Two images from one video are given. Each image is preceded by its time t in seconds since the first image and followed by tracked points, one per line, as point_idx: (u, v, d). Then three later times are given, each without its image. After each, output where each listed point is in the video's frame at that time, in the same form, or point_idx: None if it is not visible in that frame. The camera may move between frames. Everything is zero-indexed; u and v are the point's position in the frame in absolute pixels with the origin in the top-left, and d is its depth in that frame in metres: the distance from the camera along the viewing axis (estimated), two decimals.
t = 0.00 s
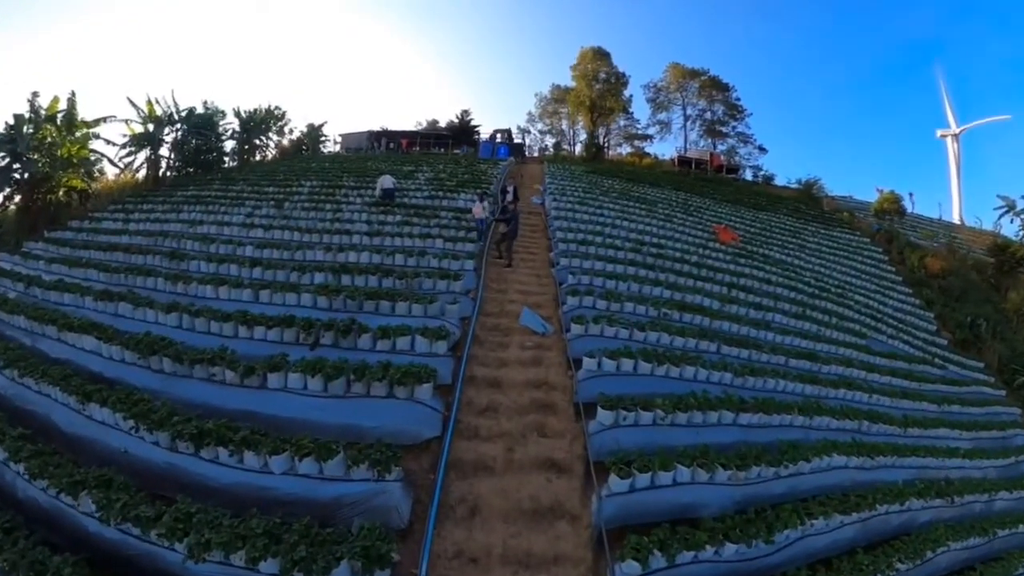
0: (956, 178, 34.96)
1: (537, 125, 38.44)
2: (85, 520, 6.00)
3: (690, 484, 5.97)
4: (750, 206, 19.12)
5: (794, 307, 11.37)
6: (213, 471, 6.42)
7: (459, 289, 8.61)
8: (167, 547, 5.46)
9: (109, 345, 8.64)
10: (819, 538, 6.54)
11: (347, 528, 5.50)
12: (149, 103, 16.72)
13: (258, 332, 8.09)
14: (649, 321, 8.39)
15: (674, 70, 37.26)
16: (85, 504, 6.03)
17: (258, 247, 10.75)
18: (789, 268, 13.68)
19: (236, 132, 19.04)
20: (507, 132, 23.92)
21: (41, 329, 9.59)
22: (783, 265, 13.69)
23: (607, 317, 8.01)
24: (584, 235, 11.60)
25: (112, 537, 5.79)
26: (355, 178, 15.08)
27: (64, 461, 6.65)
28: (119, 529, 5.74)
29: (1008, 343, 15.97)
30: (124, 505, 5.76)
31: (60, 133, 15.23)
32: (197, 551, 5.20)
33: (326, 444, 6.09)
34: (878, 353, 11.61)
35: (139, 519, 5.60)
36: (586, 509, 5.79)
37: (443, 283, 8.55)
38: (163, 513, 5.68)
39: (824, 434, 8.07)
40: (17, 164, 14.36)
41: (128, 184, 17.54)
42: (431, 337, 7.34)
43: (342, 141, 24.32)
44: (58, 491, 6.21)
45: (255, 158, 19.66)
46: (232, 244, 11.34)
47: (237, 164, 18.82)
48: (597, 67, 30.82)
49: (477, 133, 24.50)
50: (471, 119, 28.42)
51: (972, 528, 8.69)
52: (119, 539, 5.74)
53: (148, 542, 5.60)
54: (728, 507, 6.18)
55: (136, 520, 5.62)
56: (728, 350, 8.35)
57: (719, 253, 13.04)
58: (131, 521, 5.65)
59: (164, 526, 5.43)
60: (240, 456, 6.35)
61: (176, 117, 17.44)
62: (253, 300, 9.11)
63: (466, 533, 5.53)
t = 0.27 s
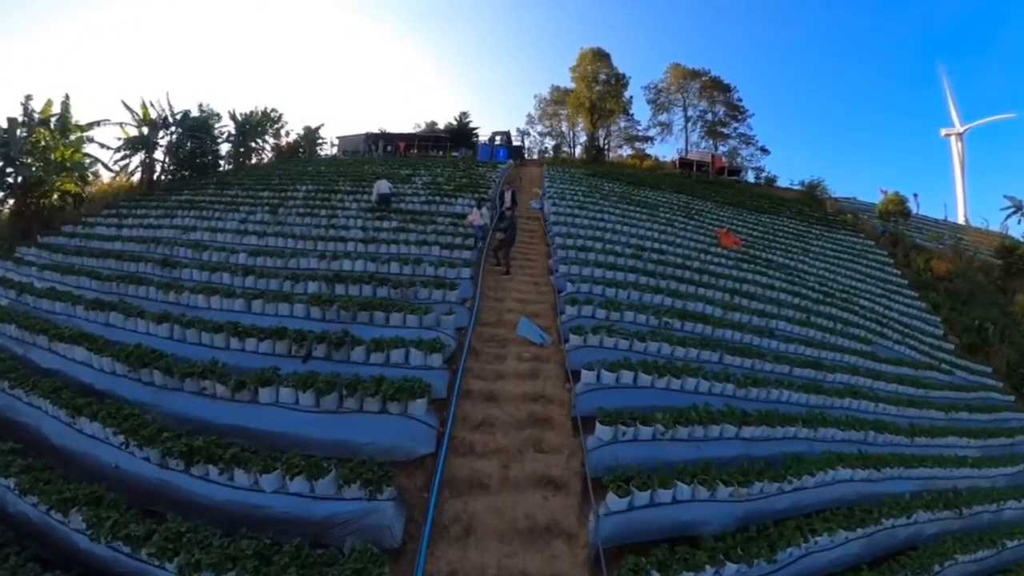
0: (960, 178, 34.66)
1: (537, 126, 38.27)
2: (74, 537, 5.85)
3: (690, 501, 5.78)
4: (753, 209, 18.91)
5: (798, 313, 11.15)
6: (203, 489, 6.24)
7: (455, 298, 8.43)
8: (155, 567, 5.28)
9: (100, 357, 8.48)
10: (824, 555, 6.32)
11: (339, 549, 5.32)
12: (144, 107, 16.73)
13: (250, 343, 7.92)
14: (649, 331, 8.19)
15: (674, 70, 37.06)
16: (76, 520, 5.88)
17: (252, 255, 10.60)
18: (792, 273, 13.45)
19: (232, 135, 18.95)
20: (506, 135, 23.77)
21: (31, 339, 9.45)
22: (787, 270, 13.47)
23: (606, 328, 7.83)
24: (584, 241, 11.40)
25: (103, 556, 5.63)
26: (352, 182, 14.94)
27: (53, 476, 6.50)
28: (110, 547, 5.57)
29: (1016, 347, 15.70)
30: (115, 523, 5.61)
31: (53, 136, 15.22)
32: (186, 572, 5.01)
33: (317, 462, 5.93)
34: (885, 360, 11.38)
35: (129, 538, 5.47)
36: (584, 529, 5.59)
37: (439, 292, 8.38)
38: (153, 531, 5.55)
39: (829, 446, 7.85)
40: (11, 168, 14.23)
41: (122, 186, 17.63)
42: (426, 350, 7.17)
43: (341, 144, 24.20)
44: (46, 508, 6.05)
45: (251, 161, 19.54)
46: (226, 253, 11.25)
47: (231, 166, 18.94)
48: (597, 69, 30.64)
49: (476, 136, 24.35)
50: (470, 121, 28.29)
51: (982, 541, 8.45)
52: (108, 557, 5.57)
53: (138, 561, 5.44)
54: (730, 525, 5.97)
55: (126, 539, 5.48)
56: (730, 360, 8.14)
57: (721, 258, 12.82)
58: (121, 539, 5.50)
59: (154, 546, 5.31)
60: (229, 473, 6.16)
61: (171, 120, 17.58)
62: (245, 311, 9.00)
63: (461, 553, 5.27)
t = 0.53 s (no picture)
0: (964, 177, 34.33)
1: (537, 128, 38.07)
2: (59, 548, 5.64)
3: (691, 515, 5.56)
4: (754, 210, 18.69)
5: (802, 317, 10.92)
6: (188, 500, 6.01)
7: (449, 304, 8.25)
8: None
9: (87, 363, 8.27)
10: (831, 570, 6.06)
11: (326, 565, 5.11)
12: (138, 109, 16.70)
13: (238, 351, 7.79)
14: (648, 337, 7.97)
15: (675, 71, 36.84)
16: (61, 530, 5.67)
17: (244, 260, 10.41)
18: (795, 275, 13.22)
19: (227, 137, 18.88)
20: (504, 136, 23.58)
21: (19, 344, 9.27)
22: (790, 272, 13.23)
23: (604, 333, 7.62)
24: (583, 244, 11.18)
25: (88, 568, 5.42)
26: (347, 184, 14.77)
27: (39, 485, 6.29)
28: (94, 559, 5.37)
29: None
30: (98, 535, 5.41)
31: (47, 138, 14.99)
32: None
33: (305, 474, 5.74)
34: (891, 364, 11.11)
35: (112, 551, 5.25)
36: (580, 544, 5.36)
37: (433, 298, 8.19)
38: (138, 543, 5.34)
39: (834, 454, 7.61)
40: (3, 171, 14.12)
41: (115, 188, 17.61)
42: (418, 358, 6.99)
43: (338, 146, 24.03)
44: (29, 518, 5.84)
45: (246, 163, 19.39)
46: (217, 257, 11.05)
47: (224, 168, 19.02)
48: (596, 69, 30.44)
49: (474, 137, 24.18)
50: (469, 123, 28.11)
51: (994, 551, 8.18)
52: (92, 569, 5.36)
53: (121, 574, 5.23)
54: (733, 539, 5.73)
55: (109, 552, 5.27)
56: (733, 366, 7.90)
57: (723, 260, 12.59)
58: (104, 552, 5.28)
59: (137, 560, 5.07)
60: (215, 484, 5.94)
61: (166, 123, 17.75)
62: (235, 317, 8.92)
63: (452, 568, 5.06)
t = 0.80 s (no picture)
0: (969, 176, 33.96)
1: (537, 128, 37.81)
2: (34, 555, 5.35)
3: (693, 530, 5.25)
4: (757, 210, 18.38)
5: (808, 319, 10.59)
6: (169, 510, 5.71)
7: (441, 307, 7.99)
8: None
9: (71, 366, 7.97)
10: None
11: None
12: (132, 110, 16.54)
13: (222, 355, 7.58)
14: (649, 341, 7.67)
15: (675, 71, 36.56)
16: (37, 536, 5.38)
17: (233, 262, 10.14)
18: (800, 276, 12.90)
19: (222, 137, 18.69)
20: (503, 136, 23.32)
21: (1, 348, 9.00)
22: (794, 273, 12.91)
23: (603, 337, 7.32)
24: (582, 245, 10.88)
25: None
26: (342, 185, 14.52)
27: (16, 490, 5.99)
28: (69, 568, 5.07)
29: None
30: (73, 543, 5.11)
31: (39, 139, 15.01)
32: None
33: (284, 485, 5.42)
34: (900, 367, 10.78)
35: (86, 560, 4.98)
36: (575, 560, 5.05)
37: (425, 301, 7.92)
38: (113, 552, 5.05)
39: (843, 462, 7.29)
40: None
41: (109, 189, 17.36)
42: (408, 363, 6.71)
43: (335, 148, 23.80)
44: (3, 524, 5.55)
45: (242, 164, 19.17)
46: (207, 259, 10.79)
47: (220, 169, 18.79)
48: (596, 69, 30.18)
49: (472, 138, 23.93)
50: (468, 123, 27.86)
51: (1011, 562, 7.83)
52: None
53: None
54: (738, 555, 5.41)
55: (84, 562, 4.98)
56: (737, 371, 7.60)
57: (726, 261, 12.27)
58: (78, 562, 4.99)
59: (110, 571, 4.78)
60: (193, 494, 5.65)
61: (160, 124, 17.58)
62: (222, 320, 8.63)
63: None
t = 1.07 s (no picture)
0: (974, 175, 33.57)
1: (536, 129, 37.53)
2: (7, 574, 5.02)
3: (695, 554, 4.94)
4: (760, 211, 18.06)
5: (814, 324, 10.26)
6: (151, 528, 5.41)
7: (432, 315, 7.71)
8: None
9: (55, 376, 7.64)
10: None
11: None
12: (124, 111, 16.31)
13: (206, 365, 7.29)
14: (648, 350, 7.36)
15: (676, 70, 36.27)
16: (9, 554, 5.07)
17: (221, 268, 9.85)
18: (805, 279, 12.56)
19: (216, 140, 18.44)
20: (501, 137, 23.04)
21: None
22: (799, 276, 12.59)
23: (600, 346, 7.01)
24: (580, 249, 10.57)
25: None
26: (336, 188, 14.25)
27: None
28: None
29: None
30: (49, 560, 4.80)
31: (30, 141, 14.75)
32: None
33: (263, 504, 5.17)
34: (910, 373, 10.42)
35: None
36: None
37: (415, 308, 7.64)
38: (89, 569, 4.73)
39: (853, 475, 6.95)
40: None
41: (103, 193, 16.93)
42: (394, 376, 6.42)
43: (332, 150, 23.54)
44: None
45: (237, 167, 18.91)
46: (195, 265, 10.48)
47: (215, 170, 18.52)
48: (597, 69, 29.90)
49: (470, 140, 23.66)
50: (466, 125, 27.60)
51: None
52: None
53: None
54: None
55: None
56: (741, 380, 7.27)
57: (729, 265, 11.93)
58: None
59: None
60: (171, 512, 5.37)
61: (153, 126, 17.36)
62: (206, 328, 8.34)
63: None
